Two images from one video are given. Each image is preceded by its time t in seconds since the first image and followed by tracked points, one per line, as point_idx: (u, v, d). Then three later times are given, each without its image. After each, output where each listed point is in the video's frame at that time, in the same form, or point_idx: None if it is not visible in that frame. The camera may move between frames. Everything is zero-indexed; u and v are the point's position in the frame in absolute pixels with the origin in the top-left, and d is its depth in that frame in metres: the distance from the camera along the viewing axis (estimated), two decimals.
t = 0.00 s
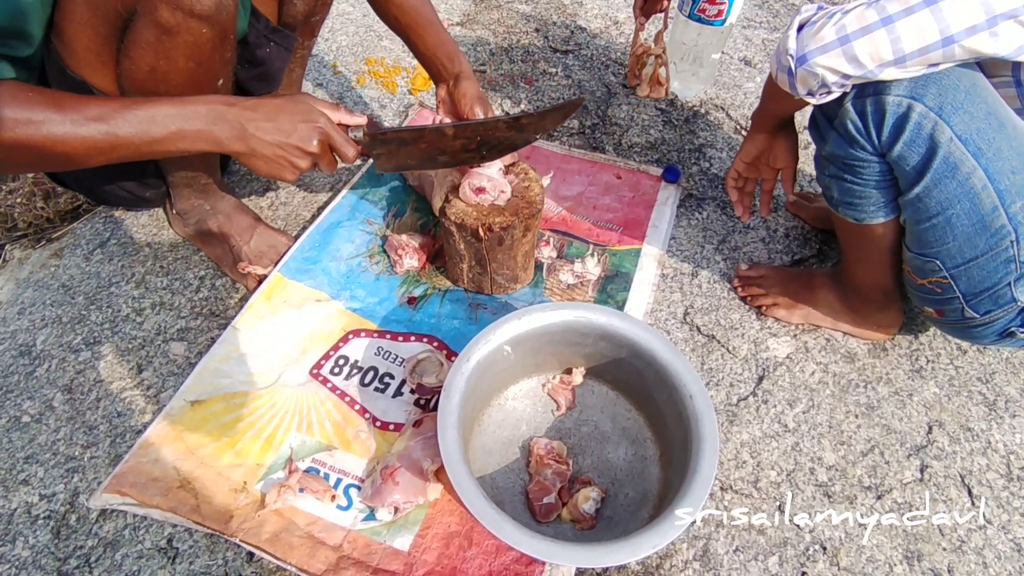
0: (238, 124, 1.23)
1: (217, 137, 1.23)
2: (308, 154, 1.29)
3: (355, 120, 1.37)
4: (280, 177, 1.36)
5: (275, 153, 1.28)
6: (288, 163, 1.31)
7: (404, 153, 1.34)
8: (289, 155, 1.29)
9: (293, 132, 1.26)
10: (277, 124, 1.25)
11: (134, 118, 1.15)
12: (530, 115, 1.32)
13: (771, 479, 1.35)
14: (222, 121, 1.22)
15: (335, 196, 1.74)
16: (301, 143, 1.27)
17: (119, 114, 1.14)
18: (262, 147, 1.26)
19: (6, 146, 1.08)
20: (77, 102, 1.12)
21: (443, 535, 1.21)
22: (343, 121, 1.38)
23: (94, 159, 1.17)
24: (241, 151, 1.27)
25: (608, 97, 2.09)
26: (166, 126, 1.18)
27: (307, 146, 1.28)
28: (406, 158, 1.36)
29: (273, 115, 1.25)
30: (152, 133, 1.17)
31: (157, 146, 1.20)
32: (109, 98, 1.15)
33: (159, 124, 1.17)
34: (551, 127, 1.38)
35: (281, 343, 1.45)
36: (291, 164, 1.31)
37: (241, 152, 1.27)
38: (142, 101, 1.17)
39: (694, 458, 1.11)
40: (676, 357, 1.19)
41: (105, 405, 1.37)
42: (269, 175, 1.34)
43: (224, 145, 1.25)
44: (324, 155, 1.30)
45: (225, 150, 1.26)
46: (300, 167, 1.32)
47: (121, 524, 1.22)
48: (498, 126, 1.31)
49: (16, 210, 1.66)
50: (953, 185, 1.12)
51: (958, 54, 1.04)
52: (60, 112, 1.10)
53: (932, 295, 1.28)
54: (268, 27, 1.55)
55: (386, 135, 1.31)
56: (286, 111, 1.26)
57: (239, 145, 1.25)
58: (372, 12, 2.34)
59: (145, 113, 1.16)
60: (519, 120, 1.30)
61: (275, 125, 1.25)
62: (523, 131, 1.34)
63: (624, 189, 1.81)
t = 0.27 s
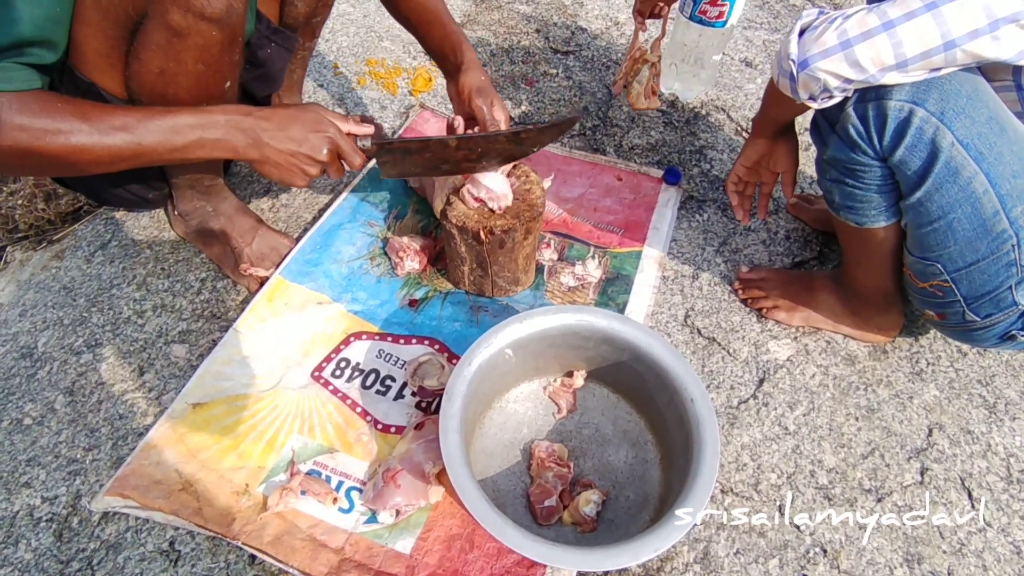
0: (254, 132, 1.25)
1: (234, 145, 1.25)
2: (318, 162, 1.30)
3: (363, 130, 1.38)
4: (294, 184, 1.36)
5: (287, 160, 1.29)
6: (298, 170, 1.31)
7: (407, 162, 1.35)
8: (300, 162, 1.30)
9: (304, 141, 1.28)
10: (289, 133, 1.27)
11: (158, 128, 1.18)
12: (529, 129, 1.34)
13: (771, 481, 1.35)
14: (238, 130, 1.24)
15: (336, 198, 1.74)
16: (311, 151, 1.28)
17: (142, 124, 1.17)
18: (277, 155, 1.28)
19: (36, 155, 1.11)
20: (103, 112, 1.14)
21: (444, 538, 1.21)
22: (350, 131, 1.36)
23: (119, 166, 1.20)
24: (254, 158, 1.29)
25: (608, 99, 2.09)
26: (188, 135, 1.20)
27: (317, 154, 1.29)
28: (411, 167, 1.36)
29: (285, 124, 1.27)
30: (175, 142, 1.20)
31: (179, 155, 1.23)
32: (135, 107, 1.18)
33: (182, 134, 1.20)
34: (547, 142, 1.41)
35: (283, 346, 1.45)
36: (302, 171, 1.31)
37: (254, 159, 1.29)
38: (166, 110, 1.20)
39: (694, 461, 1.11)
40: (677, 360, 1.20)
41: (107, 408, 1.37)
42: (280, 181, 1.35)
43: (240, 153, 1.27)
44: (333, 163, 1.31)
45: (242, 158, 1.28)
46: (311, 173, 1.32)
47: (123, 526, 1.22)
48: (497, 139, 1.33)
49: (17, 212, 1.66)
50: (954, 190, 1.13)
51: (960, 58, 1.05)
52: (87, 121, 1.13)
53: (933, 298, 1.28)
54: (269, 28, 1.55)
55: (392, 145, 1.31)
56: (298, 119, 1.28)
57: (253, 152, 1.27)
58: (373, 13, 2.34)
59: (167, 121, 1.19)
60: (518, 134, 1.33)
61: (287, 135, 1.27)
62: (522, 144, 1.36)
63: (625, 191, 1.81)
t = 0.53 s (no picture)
0: (241, 123, 1.24)
1: (220, 136, 1.25)
2: (308, 157, 1.30)
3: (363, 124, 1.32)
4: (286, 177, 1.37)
5: (275, 155, 1.29)
6: (289, 166, 1.32)
7: (415, 159, 1.32)
8: (288, 156, 1.30)
9: (291, 133, 1.27)
10: (279, 125, 1.26)
11: (141, 115, 1.17)
12: (546, 129, 1.28)
13: (774, 483, 1.35)
14: (225, 120, 1.23)
15: (339, 198, 1.74)
16: (299, 145, 1.27)
17: (125, 112, 1.16)
18: (264, 150, 1.28)
19: (15, 140, 1.10)
20: (85, 98, 1.14)
21: (448, 537, 1.21)
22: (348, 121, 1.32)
23: (102, 153, 1.19)
24: (243, 151, 1.29)
25: (612, 100, 2.09)
26: (172, 123, 1.20)
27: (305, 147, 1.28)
28: (418, 164, 1.33)
29: (273, 114, 1.25)
30: (158, 130, 1.19)
31: (164, 143, 1.22)
32: (118, 94, 1.17)
33: (165, 122, 1.19)
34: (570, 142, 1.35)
35: (286, 345, 1.45)
36: (292, 166, 1.32)
37: (244, 152, 1.29)
38: (150, 98, 1.19)
39: (699, 462, 1.12)
40: (681, 362, 1.20)
41: (111, 406, 1.37)
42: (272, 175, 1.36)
43: (228, 144, 1.27)
44: (325, 158, 1.31)
45: (229, 149, 1.28)
46: (303, 169, 1.33)
47: (127, 524, 1.22)
48: (511, 140, 1.28)
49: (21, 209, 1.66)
50: (959, 194, 1.13)
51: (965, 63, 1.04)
52: (68, 107, 1.12)
53: (936, 302, 1.28)
54: (277, 31, 1.55)
55: (393, 141, 1.28)
56: (287, 111, 1.26)
57: (242, 146, 1.27)
58: (377, 12, 2.34)
59: (150, 109, 1.18)
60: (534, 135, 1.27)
61: (274, 126, 1.26)
62: (539, 145, 1.31)
63: (628, 192, 1.81)
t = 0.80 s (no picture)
0: (240, 130, 1.24)
1: (219, 142, 1.26)
2: (307, 162, 1.29)
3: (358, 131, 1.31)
4: (282, 180, 1.36)
5: (274, 161, 1.29)
6: (288, 171, 1.32)
7: (406, 165, 1.31)
8: (287, 163, 1.29)
9: (291, 139, 1.26)
10: (278, 131, 1.25)
11: (140, 121, 1.19)
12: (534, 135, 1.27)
13: (774, 481, 1.35)
14: (225, 126, 1.24)
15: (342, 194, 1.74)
16: (299, 151, 1.26)
17: (124, 117, 1.18)
18: (263, 155, 1.27)
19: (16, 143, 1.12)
20: (85, 103, 1.15)
21: (449, 533, 1.21)
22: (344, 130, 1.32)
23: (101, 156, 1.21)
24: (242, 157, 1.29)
25: (615, 98, 2.10)
26: (172, 129, 1.21)
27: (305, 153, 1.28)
28: (410, 169, 1.33)
29: (273, 121, 1.25)
30: (156, 136, 1.21)
31: (163, 148, 1.24)
32: (118, 99, 1.19)
33: (164, 128, 1.21)
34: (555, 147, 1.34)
35: (289, 340, 1.45)
36: (290, 171, 1.31)
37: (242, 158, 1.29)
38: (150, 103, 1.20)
39: (701, 460, 1.12)
40: (683, 359, 1.20)
41: (113, 399, 1.37)
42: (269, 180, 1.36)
43: (226, 150, 1.27)
44: (322, 163, 1.29)
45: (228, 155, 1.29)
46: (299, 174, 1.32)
47: (128, 517, 1.22)
48: (501, 144, 1.27)
49: (25, 202, 1.66)
50: (962, 196, 1.13)
51: (972, 63, 1.04)
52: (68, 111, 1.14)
53: (938, 302, 1.28)
54: (281, 27, 1.55)
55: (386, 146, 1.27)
56: (285, 118, 1.26)
57: (240, 151, 1.27)
58: (381, 9, 2.35)
59: (150, 115, 1.20)
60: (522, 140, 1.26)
61: (274, 133, 1.25)
62: (526, 150, 1.30)
63: (631, 191, 1.82)
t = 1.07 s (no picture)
0: (268, 127, 1.26)
1: (247, 139, 1.26)
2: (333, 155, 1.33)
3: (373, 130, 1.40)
4: (304, 180, 1.37)
5: (301, 154, 1.31)
6: (311, 165, 1.33)
7: (414, 165, 1.37)
8: (313, 156, 1.32)
9: (318, 135, 1.30)
10: (303, 129, 1.29)
11: (174, 123, 1.19)
12: (534, 133, 1.35)
13: (772, 486, 1.35)
14: (251, 123, 1.25)
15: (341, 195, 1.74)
16: (326, 144, 1.31)
17: (159, 121, 1.18)
18: (290, 147, 1.29)
19: (57, 154, 1.13)
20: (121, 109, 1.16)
21: (445, 536, 1.21)
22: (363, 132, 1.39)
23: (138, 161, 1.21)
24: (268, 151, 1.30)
25: (615, 100, 2.09)
26: (203, 129, 1.21)
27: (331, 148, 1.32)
28: (416, 171, 1.38)
29: (300, 117, 1.29)
30: (189, 137, 1.21)
31: (196, 150, 1.24)
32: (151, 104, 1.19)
33: (197, 128, 1.20)
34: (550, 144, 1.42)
35: (286, 343, 1.45)
36: (314, 165, 1.33)
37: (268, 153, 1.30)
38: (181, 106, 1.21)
39: (697, 465, 1.11)
40: (680, 363, 1.19)
41: (109, 401, 1.37)
42: (290, 176, 1.35)
43: (255, 146, 1.28)
44: (344, 159, 1.34)
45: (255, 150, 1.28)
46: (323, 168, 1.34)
47: (124, 519, 1.22)
48: (503, 142, 1.34)
49: (22, 202, 1.66)
50: (961, 202, 1.13)
51: (970, 69, 1.04)
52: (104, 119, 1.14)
53: (936, 307, 1.28)
54: (279, 27, 1.53)
55: (399, 146, 1.32)
56: (314, 114, 1.30)
57: (268, 146, 1.28)
58: (380, 10, 2.34)
59: (183, 117, 1.19)
60: (525, 138, 1.33)
61: (301, 128, 1.29)
62: (525, 147, 1.38)
63: (630, 193, 1.81)
